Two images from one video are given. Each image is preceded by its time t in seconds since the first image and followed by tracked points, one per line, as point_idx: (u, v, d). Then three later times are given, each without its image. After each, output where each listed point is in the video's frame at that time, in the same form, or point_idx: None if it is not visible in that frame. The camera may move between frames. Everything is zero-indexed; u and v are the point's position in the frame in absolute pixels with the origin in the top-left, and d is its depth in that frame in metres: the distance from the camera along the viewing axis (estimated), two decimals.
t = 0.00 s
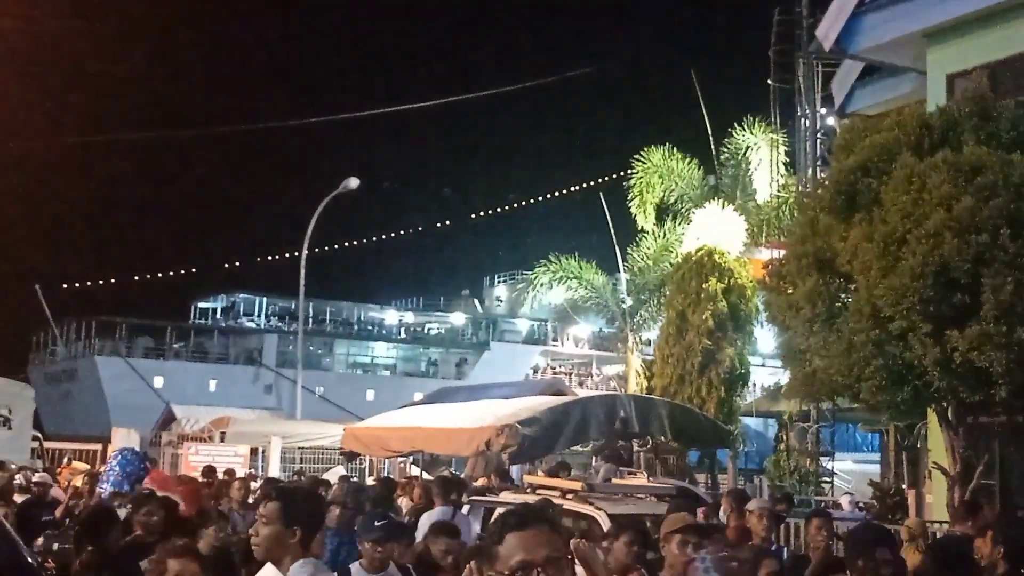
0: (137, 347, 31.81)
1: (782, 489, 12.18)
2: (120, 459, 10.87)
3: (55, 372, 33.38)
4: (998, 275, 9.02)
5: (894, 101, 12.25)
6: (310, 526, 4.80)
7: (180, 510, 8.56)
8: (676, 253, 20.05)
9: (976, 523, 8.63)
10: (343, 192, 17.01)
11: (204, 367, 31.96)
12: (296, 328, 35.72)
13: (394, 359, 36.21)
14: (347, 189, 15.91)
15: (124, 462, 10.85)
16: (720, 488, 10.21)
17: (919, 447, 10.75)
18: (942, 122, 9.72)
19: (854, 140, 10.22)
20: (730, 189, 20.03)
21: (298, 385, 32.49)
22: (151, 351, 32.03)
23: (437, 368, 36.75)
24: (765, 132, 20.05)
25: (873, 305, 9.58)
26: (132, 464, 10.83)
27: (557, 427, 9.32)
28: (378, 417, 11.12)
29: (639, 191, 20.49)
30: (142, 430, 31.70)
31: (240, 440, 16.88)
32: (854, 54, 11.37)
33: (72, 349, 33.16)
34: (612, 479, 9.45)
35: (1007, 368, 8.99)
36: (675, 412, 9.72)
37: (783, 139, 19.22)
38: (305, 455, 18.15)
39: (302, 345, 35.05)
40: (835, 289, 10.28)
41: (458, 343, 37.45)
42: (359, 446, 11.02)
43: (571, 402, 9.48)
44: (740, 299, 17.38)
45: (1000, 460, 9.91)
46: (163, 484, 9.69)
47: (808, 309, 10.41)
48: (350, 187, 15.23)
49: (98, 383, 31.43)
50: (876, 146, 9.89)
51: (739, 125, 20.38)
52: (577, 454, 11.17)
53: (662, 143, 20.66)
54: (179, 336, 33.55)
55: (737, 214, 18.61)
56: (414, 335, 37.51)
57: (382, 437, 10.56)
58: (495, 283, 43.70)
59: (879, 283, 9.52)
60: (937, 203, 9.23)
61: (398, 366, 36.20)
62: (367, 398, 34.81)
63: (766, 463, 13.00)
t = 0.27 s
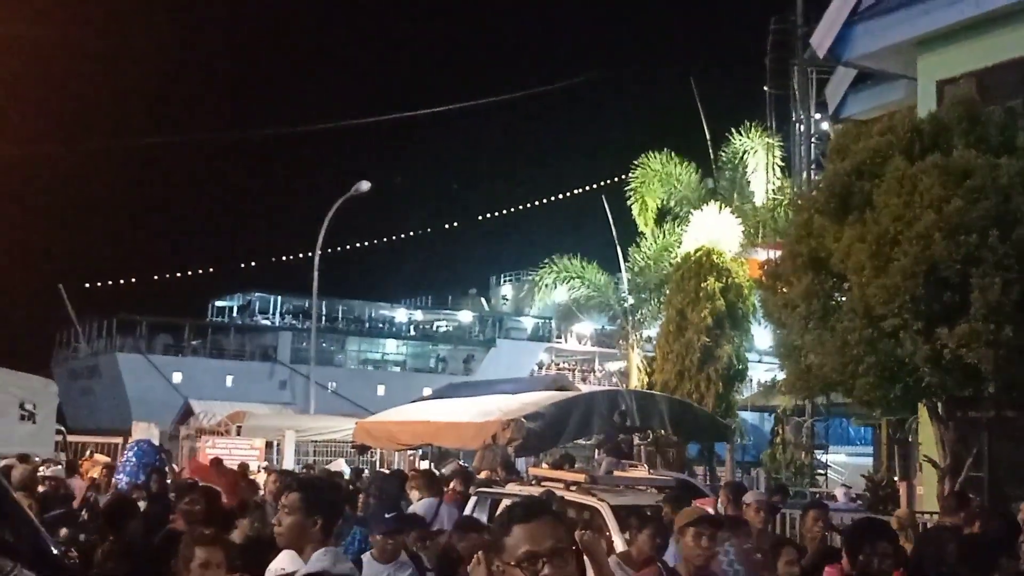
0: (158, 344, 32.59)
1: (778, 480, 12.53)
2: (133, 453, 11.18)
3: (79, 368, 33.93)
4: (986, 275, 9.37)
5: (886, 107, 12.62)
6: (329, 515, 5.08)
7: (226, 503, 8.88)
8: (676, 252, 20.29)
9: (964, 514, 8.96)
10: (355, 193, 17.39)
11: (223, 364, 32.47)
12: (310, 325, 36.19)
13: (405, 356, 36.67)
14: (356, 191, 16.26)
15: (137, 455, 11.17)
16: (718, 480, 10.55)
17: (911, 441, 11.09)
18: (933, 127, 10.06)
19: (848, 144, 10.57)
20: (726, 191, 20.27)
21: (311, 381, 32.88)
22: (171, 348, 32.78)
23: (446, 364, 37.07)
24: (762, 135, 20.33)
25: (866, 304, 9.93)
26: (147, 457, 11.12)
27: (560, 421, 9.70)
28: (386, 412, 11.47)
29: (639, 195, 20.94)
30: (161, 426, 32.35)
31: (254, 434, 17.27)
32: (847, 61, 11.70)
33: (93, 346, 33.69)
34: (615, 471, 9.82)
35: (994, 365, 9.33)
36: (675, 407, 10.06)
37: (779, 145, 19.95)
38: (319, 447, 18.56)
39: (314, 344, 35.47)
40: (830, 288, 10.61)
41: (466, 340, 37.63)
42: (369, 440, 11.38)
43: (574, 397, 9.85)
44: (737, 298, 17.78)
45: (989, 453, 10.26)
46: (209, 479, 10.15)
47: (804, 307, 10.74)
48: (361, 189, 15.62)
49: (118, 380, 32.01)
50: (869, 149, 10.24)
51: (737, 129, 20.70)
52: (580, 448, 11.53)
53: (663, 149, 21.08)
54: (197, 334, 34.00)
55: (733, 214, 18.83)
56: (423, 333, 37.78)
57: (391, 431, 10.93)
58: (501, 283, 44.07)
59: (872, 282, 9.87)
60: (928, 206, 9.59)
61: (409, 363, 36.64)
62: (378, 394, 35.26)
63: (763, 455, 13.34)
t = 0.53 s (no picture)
0: (168, 344, 32.81)
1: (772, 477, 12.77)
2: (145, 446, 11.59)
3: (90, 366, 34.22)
4: (977, 277, 9.62)
5: (877, 113, 12.88)
6: (340, 510, 5.24)
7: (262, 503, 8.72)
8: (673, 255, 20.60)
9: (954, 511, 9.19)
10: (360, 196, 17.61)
11: (230, 362, 32.66)
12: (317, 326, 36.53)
13: (410, 354, 37.10)
14: (361, 194, 16.54)
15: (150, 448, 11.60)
16: (715, 477, 10.81)
17: (902, 439, 11.34)
18: (924, 132, 10.31)
19: (841, 149, 10.81)
20: (723, 196, 20.31)
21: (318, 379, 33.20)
22: (182, 348, 33.04)
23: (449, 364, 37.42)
24: (757, 141, 20.59)
25: (859, 305, 10.18)
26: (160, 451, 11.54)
27: (561, 419, 9.97)
28: (390, 410, 11.74)
29: (636, 199, 21.24)
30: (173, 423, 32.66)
31: (263, 431, 17.61)
32: (841, 68, 11.94)
33: (106, 345, 33.92)
34: (614, 468, 10.09)
35: (984, 364, 9.58)
36: (673, 405, 10.31)
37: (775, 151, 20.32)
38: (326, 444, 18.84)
39: (323, 342, 35.79)
40: (823, 290, 10.85)
41: (470, 340, 38.09)
42: (374, 437, 11.67)
43: (575, 395, 10.12)
44: (734, 298, 18.06)
45: (978, 451, 10.51)
46: (242, 478, 9.94)
47: (798, 308, 10.98)
48: (367, 194, 15.84)
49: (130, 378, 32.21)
50: (862, 154, 10.48)
51: (734, 134, 20.91)
52: (579, 445, 11.78)
53: (662, 155, 21.39)
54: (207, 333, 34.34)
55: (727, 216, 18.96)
56: (426, 333, 38.16)
57: (397, 428, 11.21)
58: (503, 284, 44.35)
59: (865, 284, 10.12)
60: (920, 209, 9.84)
61: (412, 362, 36.98)
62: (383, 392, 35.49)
63: (758, 453, 13.58)
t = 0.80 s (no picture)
0: (170, 347, 32.82)
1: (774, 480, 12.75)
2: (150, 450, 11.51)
3: (93, 368, 34.25)
4: (978, 280, 9.62)
5: (879, 116, 12.89)
6: (342, 516, 5.21)
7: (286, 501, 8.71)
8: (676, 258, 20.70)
9: (957, 515, 9.17)
10: (362, 199, 17.62)
11: (232, 364, 32.65)
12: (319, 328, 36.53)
13: (411, 358, 37.00)
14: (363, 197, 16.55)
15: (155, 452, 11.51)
16: (716, 480, 10.79)
17: (904, 442, 11.33)
18: (925, 135, 10.31)
19: (842, 152, 10.81)
20: (725, 198, 20.31)
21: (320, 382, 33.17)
22: (183, 351, 33.04)
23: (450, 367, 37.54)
24: (761, 144, 20.55)
25: (860, 308, 10.18)
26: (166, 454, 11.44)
27: (562, 422, 9.96)
28: (392, 413, 11.74)
29: (637, 203, 21.28)
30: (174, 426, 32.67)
31: (265, 434, 17.62)
32: (843, 70, 11.90)
33: (108, 349, 33.94)
34: (615, 472, 10.08)
35: (986, 367, 9.58)
36: (674, 408, 10.30)
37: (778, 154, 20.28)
38: (327, 446, 18.83)
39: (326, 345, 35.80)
40: (824, 293, 10.85)
41: (471, 343, 38.14)
42: (376, 440, 11.68)
43: (576, 398, 10.12)
44: (736, 301, 18.03)
45: (980, 453, 10.49)
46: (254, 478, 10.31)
47: (799, 311, 10.98)
48: (369, 197, 15.86)
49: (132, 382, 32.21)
50: (863, 158, 10.48)
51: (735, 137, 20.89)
52: (581, 448, 11.77)
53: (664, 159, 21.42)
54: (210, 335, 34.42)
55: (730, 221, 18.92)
56: (427, 335, 38.25)
57: (398, 431, 11.22)
58: (505, 287, 44.35)
59: (867, 287, 10.12)
60: (921, 213, 9.85)
61: (413, 365, 36.92)
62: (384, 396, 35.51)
63: (759, 456, 13.56)
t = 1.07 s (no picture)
0: (172, 349, 32.95)
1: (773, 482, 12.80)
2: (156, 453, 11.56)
3: (96, 371, 34.32)
4: (976, 283, 9.70)
5: (879, 120, 12.96)
6: (343, 519, 5.28)
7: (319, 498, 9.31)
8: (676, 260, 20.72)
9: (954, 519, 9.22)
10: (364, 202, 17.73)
11: (234, 367, 32.81)
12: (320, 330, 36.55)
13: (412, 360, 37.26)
14: (364, 201, 16.61)
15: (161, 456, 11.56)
16: (716, 482, 10.85)
17: (903, 444, 11.39)
18: (924, 139, 10.39)
19: (841, 156, 10.89)
20: (724, 202, 20.41)
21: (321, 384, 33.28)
22: (186, 353, 33.22)
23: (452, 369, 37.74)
24: (759, 147, 20.58)
25: (858, 311, 10.26)
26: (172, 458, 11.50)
27: (562, 424, 10.03)
28: (393, 415, 11.81)
29: (637, 206, 21.33)
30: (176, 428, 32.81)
31: (267, 436, 17.68)
32: (842, 75, 12.01)
33: (110, 351, 34.06)
34: (615, 474, 10.15)
35: (984, 370, 9.65)
36: (674, 410, 10.38)
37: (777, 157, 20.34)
38: (329, 448, 18.91)
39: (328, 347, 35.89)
40: (823, 295, 10.92)
41: (472, 345, 38.32)
42: (377, 442, 11.75)
43: (576, 401, 10.19)
44: (736, 304, 18.07)
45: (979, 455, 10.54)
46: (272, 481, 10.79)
47: (798, 314, 11.05)
48: (371, 200, 15.92)
49: (134, 383, 32.32)
50: (861, 162, 10.56)
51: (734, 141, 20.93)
52: (581, 450, 11.83)
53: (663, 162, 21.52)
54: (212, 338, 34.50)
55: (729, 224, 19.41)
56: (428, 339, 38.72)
57: (399, 433, 11.29)
58: (506, 289, 44.46)
59: (866, 290, 10.20)
60: (919, 216, 9.92)
61: (415, 367, 37.28)
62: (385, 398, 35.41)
63: (759, 458, 13.63)
